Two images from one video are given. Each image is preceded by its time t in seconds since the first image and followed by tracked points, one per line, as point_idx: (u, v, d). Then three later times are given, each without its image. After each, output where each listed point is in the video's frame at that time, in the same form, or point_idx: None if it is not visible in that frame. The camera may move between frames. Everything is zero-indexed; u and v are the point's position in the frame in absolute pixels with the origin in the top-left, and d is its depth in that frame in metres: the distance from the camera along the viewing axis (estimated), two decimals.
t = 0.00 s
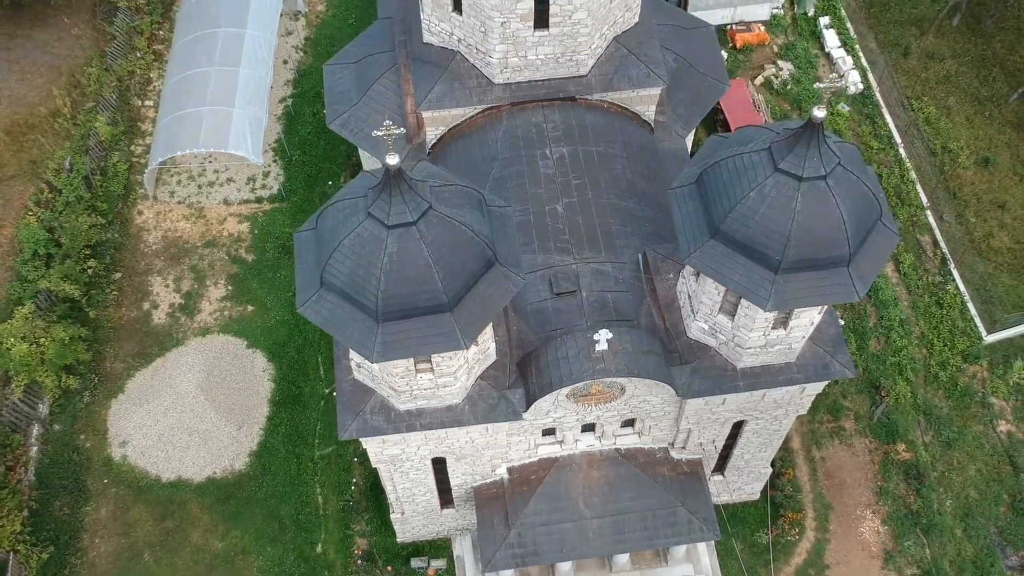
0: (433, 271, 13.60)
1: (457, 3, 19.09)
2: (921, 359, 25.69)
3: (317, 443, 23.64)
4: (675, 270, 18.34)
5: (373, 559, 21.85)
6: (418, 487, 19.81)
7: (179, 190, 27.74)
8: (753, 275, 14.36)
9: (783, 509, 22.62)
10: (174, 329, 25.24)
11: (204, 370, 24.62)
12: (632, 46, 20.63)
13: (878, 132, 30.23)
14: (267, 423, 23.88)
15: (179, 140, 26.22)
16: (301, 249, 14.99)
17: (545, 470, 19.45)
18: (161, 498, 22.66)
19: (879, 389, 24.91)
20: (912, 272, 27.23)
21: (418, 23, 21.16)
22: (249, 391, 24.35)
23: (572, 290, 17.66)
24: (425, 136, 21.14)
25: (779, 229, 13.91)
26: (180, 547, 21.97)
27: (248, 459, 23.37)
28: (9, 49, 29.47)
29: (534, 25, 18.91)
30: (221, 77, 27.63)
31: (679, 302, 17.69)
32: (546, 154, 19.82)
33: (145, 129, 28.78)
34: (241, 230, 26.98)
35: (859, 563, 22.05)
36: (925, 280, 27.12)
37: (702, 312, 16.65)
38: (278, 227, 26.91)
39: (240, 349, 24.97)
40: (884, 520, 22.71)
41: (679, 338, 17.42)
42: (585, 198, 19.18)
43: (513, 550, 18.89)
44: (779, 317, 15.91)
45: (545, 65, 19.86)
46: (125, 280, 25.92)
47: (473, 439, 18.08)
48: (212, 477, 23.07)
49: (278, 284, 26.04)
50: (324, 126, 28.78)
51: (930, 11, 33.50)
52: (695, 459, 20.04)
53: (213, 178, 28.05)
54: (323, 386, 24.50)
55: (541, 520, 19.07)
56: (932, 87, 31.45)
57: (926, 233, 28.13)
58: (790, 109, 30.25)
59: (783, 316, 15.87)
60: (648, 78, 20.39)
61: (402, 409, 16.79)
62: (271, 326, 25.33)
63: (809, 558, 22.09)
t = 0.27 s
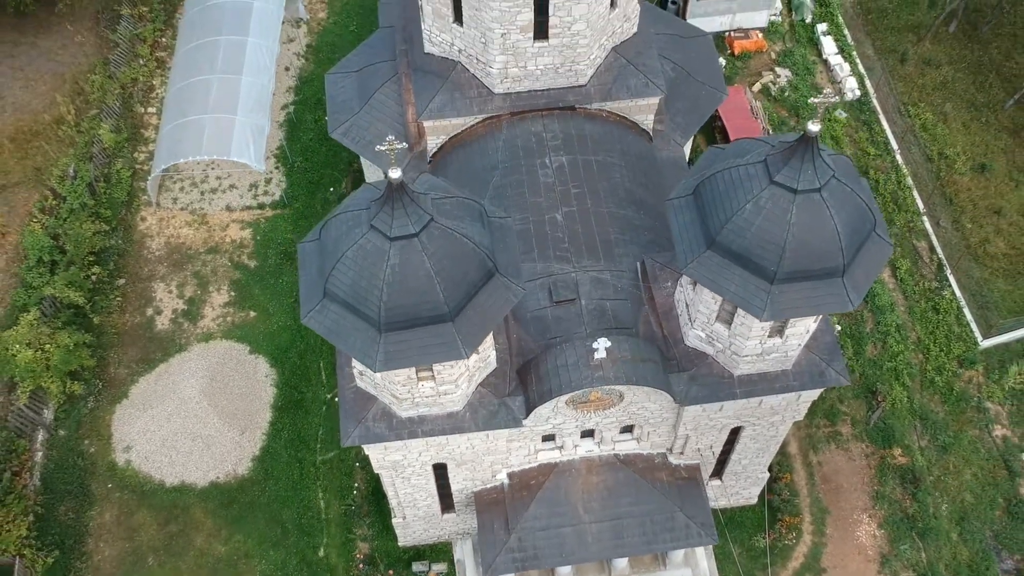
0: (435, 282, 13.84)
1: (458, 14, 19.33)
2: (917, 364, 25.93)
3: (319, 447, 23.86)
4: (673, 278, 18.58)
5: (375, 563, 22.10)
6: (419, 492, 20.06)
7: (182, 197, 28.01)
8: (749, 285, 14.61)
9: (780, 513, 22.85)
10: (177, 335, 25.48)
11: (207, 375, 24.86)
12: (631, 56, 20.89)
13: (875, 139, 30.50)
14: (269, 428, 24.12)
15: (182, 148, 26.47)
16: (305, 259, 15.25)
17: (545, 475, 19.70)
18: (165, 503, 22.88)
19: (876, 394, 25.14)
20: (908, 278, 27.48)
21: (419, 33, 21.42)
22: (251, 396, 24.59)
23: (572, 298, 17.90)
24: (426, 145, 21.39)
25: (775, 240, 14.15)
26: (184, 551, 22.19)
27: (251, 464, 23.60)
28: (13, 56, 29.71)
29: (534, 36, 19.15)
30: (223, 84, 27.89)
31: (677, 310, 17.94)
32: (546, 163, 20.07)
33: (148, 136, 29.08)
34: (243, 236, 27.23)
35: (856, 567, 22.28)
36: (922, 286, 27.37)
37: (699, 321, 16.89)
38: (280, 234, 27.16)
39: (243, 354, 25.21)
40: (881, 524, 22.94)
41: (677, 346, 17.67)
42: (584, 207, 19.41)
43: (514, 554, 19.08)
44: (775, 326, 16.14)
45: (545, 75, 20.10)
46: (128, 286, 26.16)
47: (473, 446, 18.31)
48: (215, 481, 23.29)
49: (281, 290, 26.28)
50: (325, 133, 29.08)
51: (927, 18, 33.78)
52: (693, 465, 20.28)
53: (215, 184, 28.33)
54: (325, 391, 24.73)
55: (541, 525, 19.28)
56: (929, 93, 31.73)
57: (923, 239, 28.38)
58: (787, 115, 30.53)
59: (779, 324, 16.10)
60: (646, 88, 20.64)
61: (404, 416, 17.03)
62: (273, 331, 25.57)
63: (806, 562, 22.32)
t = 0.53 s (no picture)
0: (437, 292, 14.08)
1: (459, 25, 19.57)
2: (914, 369, 26.17)
3: (321, 452, 24.08)
4: (671, 286, 18.81)
5: (377, 567, 22.34)
6: (420, 497, 20.30)
7: (185, 203, 28.28)
8: (746, 295, 14.84)
9: (778, 517, 23.09)
10: (180, 340, 25.71)
11: (210, 380, 25.10)
12: (629, 66, 21.13)
13: (872, 145, 30.74)
14: (272, 433, 24.34)
15: (185, 155, 26.69)
16: (308, 270, 15.49)
17: (545, 480, 19.94)
18: (168, 507, 23.07)
19: (873, 399, 25.36)
20: (905, 283, 27.72)
21: (420, 43, 21.66)
22: (255, 401, 24.83)
23: (571, 306, 18.12)
24: (427, 153, 21.62)
25: (771, 251, 14.39)
26: (187, 556, 22.37)
27: (254, 468, 23.81)
28: (16, 63, 29.89)
29: (534, 47, 19.38)
30: (226, 91, 28.12)
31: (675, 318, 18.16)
32: (545, 172, 20.30)
33: (150, 142, 29.40)
34: (246, 242, 27.49)
35: (853, 570, 22.50)
36: (918, 291, 27.61)
37: (697, 329, 17.12)
38: (282, 240, 27.42)
39: (246, 360, 25.44)
40: (877, 528, 23.17)
41: (675, 353, 17.91)
42: (584, 215, 19.63)
43: (513, 559, 19.29)
44: (772, 333, 16.36)
45: (544, 84, 20.32)
46: (131, 291, 26.40)
47: (474, 451, 18.54)
48: (218, 486, 23.51)
49: (283, 295, 26.51)
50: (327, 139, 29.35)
51: (924, 24, 34.04)
52: (691, 470, 20.52)
53: (218, 191, 28.61)
54: (327, 396, 24.96)
55: (540, 530, 19.49)
56: (926, 99, 31.98)
57: (920, 245, 28.61)
58: (785, 122, 30.76)
59: (775, 332, 16.32)
60: (645, 97, 20.88)
61: (405, 423, 17.27)
62: (275, 337, 25.80)
63: (803, 565, 22.54)
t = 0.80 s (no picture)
0: (438, 302, 14.30)
1: (459, 35, 19.80)
2: (910, 373, 26.39)
3: (323, 457, 24.32)
4: (669, 294, 19.03)
5: (378, 571, 22.55)
6: (422, 502, 20.52)
7: (187, 209, 28.57)
8: (742, 304, 15.08)
9: (775, 521, 23.31)
10: (183, 345, 25.94)
11: (213, 385, 25.33)
12: (628, 75, 21.37)
13: (869, 151, 30.98)
14: (274, 438, 24.57)
15: (187, 162, 26.91)
16: (311, 279, 15.73)
17: (545, 485, 20.16)
18: (172, 512, 23.27)
19: (870, 404, 25.59)
20: (901, 288, 27.97)
21: (421, 52, 21.91)
22: (257, 406, 25.06)
23: (571, 314, 18.34)
24: (427, 161, 21.86)
25: (767, 261, 14.61)
26: (191, 560, 22.57)
27: (256, 473, 24.03)
28: (20, 70, 30.11)
29: (534, 57, 19.61)
30: (228, 98, 28.36)
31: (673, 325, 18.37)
32: (545, 180, 20.53)
33: (153, 149, 29.85)
34: (248, 248, 27.75)
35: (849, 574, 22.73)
36: (915, 296, 27.86)
37: (695, 336, 17.34)
38: (284, 246, 27.69)
39: (248, 365, 25.68)
40: (874, 532, 23.40)
41: (673, 361, 18.13)
42: (583, 223, 19.85)
43: (513, 563, 19.49)
44: (768, 341, 16.58)
45: (544, 94, 20.56)
46: (134, 297, 26.64)
47: (474, 457, 18.76)
48: (221, 490, 23.72)
49: (285, 301, 26.74)
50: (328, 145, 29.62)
51: (921, 30, 34.30)
52: (689, 474, 20.75)
53: (220, 197, 28.90)
54: (329, 401, 25.20)
55: (540, 534, 19.69)
56: (923, 105, 32.23)
57: (916, 250, 28.84)
58: (783, 128, 30.99)
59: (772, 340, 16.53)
60: (643, 106, 21.11)
61: (407, 430, 17.50)
62: (278, 342, 26.03)
63: (800, 569, 22.77)
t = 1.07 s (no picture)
0: (440, 312, 14.52)
1: (461, 45, 20.03)
2: (907, 378, 26.60)
3: (325, 461, 24.55)
4: (667, 301, 19.25)
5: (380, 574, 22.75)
6: (423, 507, 20.74)
7: (190, 215, 28.84)
8: (739, 313, 15.29)
9: (773, 525, 23.52)
10: (186, 351, 26.17)
11: (216, 390, 25.56)
12: (627, 84, 21.60)
13: (867, 156, 31.15)
14: (276, 442, 24.80)
15: (189, 168, 27.12)
16: (315, 289, 15.97)
17: (544, 490, 20.39)
18: (175, 516, 23.47)
19: (867, 409, 25.81)
20: (899, 293, 28.19)
21: (422, 62, 22.15)
22: (260, 411, 25.29)
23: (570, 322, 18.57)
24: (429, 169, 22.10)
25: (763, 272, 14.83)
26: (194, 564, 22.77)
27: (259, 477, 24.25)
28: (22, 77, 30.21)
29: (534, 67, 19.83)
30: (230, 105, 28.58)
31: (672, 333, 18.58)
32: (545, 189, 20.76)
33: (156, 155, 30.18)
34: (250, 254, 28.00)
35: None
36: (911, 301, 28.08)
37: (693, 344, 17.55)
38: (286, 252, 27.94)
39: (251, 370, 25.91)
40: (871, 536, 23.62)
41: (671, 368, 18.34)
42: (582, 232, 20.07)
43: (514, 567, 19.69)
44: (765, 349, 16.78)
45: (544, 103, 20.78)
46: (137, 303, 26.88)
47: (475, 463, 18.97)
48: (224, 495, 23.93)
49: (287, 307, 26.96)
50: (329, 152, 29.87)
51: (919, 36, 34.52)
52: (688, 479, 20.97)
53: (222, 203, 29.16)
54: (331, 406, 25.43)
55: (540, 539, 19.89)
56: (920, 110, 32.44)
57: (913, 256, 29.05)
58: (781, 134, 31.21)
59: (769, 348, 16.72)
60: (642, 115, 21.33)
61: (409, 436, 17.72)
62: (280, 347, 26.25)
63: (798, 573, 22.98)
